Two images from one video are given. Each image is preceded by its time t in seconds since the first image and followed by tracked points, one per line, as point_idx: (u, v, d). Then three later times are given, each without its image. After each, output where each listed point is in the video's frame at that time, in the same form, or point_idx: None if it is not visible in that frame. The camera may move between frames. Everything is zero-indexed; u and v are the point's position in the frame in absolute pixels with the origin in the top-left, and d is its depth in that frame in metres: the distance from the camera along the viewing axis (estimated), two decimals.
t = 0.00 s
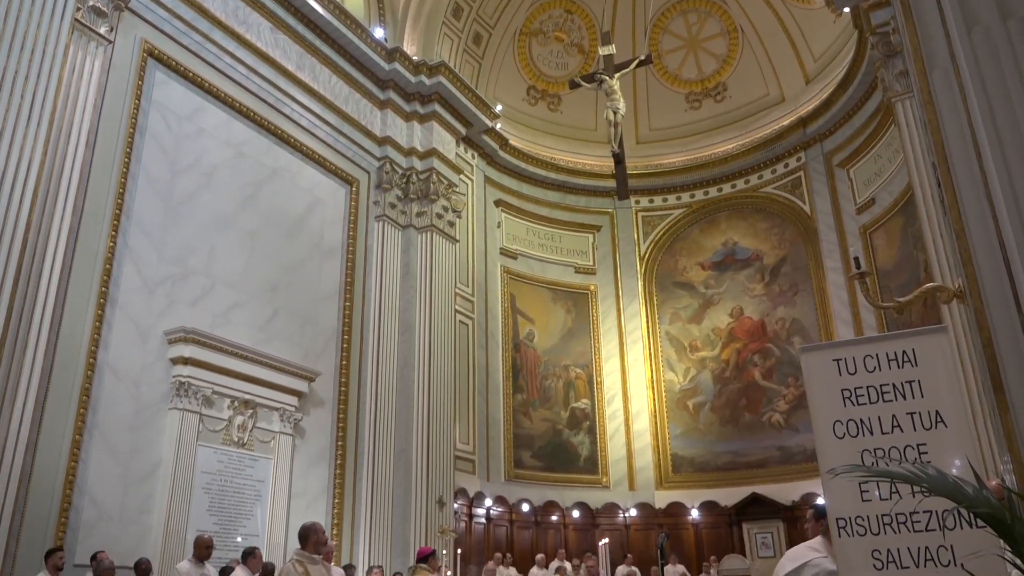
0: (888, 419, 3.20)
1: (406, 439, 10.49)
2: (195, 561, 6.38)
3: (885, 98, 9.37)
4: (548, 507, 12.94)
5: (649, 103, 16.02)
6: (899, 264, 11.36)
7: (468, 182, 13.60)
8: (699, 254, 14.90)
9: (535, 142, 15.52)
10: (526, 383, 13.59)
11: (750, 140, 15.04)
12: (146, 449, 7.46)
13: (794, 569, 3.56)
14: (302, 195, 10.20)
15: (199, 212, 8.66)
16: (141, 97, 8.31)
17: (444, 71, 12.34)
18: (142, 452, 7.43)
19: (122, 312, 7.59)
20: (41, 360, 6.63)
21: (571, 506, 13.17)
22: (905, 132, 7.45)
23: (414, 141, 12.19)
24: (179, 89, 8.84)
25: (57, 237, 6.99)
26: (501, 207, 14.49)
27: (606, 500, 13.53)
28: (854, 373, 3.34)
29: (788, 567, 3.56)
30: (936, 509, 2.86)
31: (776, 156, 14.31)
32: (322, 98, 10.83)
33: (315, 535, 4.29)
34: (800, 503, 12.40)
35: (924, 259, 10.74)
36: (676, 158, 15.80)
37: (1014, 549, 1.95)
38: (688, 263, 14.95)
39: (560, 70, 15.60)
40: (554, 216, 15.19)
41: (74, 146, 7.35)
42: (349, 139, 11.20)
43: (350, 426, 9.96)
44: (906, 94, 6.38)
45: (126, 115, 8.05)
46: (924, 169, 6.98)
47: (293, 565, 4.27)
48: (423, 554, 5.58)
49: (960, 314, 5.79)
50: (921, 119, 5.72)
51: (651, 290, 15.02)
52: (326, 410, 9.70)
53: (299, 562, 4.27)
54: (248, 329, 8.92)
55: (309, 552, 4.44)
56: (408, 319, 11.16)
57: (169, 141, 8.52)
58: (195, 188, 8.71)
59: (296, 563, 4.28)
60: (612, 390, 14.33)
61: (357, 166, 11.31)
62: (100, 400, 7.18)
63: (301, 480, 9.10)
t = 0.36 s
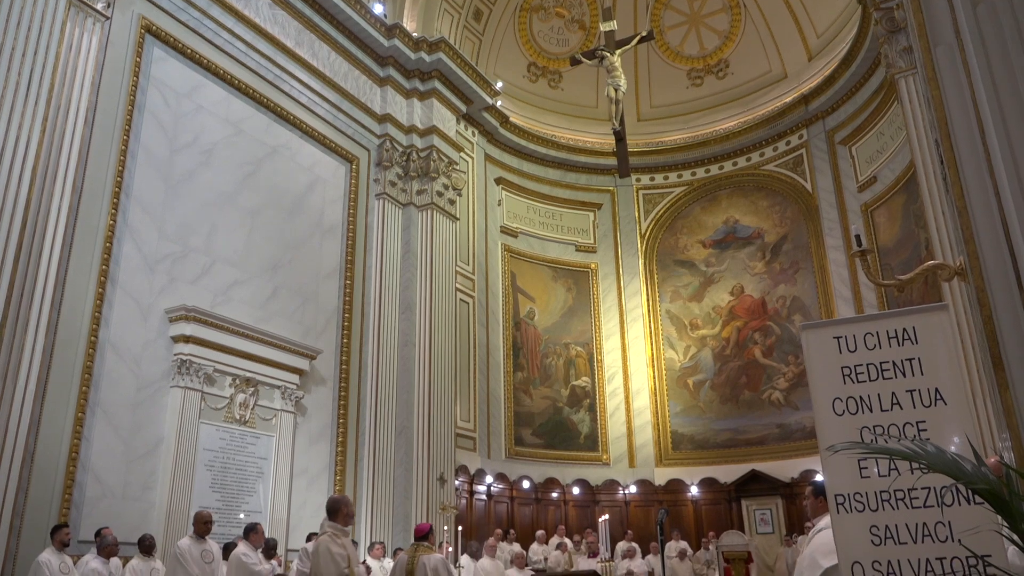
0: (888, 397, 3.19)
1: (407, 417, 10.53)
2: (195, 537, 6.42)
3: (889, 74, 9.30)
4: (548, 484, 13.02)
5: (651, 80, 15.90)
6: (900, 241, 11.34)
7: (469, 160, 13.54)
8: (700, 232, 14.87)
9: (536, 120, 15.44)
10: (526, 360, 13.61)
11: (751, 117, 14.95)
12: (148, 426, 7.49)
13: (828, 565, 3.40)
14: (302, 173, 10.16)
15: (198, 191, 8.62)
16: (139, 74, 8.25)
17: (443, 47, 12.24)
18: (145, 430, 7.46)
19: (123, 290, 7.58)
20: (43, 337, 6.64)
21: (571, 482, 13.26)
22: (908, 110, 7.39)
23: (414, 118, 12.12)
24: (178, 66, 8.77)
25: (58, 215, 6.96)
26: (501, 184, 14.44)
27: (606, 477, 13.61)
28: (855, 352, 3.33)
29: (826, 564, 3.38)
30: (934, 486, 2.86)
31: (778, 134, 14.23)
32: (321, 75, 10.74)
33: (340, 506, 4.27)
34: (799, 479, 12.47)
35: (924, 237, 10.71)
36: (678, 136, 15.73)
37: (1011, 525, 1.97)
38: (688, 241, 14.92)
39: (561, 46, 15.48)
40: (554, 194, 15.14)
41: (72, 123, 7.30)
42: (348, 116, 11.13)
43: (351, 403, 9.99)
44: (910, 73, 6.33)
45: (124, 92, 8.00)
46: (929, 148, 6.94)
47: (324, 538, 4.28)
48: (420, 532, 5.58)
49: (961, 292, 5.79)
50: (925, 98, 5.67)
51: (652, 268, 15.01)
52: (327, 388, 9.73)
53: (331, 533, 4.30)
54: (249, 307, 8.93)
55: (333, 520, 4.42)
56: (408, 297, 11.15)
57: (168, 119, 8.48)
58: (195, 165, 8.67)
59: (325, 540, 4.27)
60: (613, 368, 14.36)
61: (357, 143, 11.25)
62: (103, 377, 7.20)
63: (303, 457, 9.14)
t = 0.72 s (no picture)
0: (886, 375, 3.19)
1: (407, 396, 10.56)
2: (196, 515, 6.48)
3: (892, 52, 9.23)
4: (548, 463, 13.10)
5: (652, 58, 15.79)
6: (901, 221, 11.32)
7: (468, 139, 13.48)
8: (700, 211, 14.83)
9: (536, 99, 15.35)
10: (526, 340, 13.62)
11: (752, 95, 14.86)
12: (150, 405, 7.52)
13: (826, 562, 3.43)
14: (301, 152, 10.12)
15: (197, 170, 8.59)
16: (137, 52, 8.20)
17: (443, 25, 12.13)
18: (146, 409, 7.48)
19: (123, 270, 7.58)
20: (44, 317, 6.65)
21: (571, 461, 13.34)
22: (910, 89, 7.34)
23: (413, 97, 12.04)
24: (176, 44, 8.71)
25: (57, 194, 6.95)
26: (501, 163, 14.39)
27: (605, 456, 13.69)
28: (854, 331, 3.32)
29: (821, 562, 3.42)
30: (932, 464, 2.87)
31: (779, 112, 14.15)
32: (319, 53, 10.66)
33: (367, 484, 5.06)
34: (797, 458, 12.53)
35: (925, 216, 10.69)
36: (678, 114, 15.65)
37: (1010, 503, 1.95)
38: (688, 221, 14.89)
39: (561, 24, 15.35)
40: (554, 173, 15.08)
41: (70, 102, 7.26)
42: (347, 95, 11.07)
43: (352, 383, 10.01)
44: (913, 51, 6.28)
45: (122, 71, 7.95)
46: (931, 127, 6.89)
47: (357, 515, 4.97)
48: (407, 508, 5.61)
49: (962, 272, 5.77)
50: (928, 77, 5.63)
51: (652, 248, 14.99)
52: (328, 367, 9.76)
53: (362, 508, 4.98)
54: (249, 287, 8.92)
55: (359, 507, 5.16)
56: (408, 277, 11.14)
57: (166, 97, 8.44)
58: (194, 144, 8.63)
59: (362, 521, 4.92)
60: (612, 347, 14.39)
61: (357, 122, 11.20)
62: (104, 357, 7.22)
63: (304, 436, 9.19)
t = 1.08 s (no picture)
0: (886, 355, 3.19)
1: (407, 376, 10.58)
2: (196, 494, 6.52)
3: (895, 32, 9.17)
4: (547, 442, 13.16)
5: (653, 37, 15.67)
6: (901, 201, 11.29)
7: (468, 118, 13.41)
8: (700, 191, 14.79)
9: (535, 79, 15.26)
10: (526, 320, 13.64)
11: (754, 74, 14.75)
12: (151, 385, 7.54)
13: (825, 542, 3.45)
14: (300, 131, 10.06)
15: (196, 150, 8.55)
16: (134, 31, 8.13)
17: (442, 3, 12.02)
18: (147, 389, 7.50)
19: (123, 250, 7.57)
20: (44, 296, 6.65)
21: (571, 441, 13.41)
22: (913, 67, 7.29)
23: (412, 76, 11.95)
24: (173, 22, 8.64)
25: (55, 174, 6.92)
26: (501, 143, 14.33)
27: (605, 436, 13.76)
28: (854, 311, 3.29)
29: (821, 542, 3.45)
30: (931, 444, 2.89)
31: (781, 92, 14.07)
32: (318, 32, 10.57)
33: (399, 459, 5.22)
34: (795, 438, 12.59)
35: (926, 196, 10.66)
36: (679, 94, 15.56)
37: (1006, 481, 1.97)
38: (689, 201, 14.85)
39: (561, 2, 15.14)
40: (554, 153, 15.02)
41: (68, 81, 7.22)
42: (346, 74, 11.00)
43: (351, 365, 10.03)
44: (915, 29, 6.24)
45: (119, 50, 7.89)
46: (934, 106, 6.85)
47: (393, 489, 5.14)
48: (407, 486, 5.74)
49: (962, 252, 5.75)
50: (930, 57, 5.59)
51: (652, 228, 14.96)
52: (328, 347, 9.77)
53: (398, 482, 5.14)
54: (249, 267, 8.92)
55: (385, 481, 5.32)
56: (408, 257, 11.12)
57: (164, 77, 8.38)
58: (193, 123, 8.59)
59: (399, 495, 5.08)
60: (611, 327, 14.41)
61: (356, 101, 11.13)
62: (104, 337, 7.22)
63: (305, 416, 9.22)
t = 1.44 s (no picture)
0: (886, 336, 3.18)
1: (408, 358, 10.59)
2: (198, 474, 6.49)
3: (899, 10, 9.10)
4: (548, 423, 13.22)
5: (654, 16, 15.55)
6: (903, 182, 11.26)
7: (468, 99, 13.33)
8: (701, 172, 14.75)
9: (536, 59, 15.16)
10: (527, 302, 13.64)
11: (755, 55, 14.66)
12: (152, 366, 7.55)
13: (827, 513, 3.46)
14: (299, 111, 10.01)
15: (194, 130, 8.51)
16: (132, 10, 8.07)
17: None
18: (148, 370, 7.51)
19: (122, 231, 7.55)
20: (45, 277, 6.65)
21: (571, 421, 13.47)
22: (915, 46, 7.24)
23: (412, 56, 11.86)
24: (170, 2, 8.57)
25: (54, 154, 6.89)
26: (501, 124, 14.27)
27: (605, 416, 13.83)
28: (854, 292, 3.28)
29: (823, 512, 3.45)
30: (929, 424, 2.89)
31: (782, 72, 13.98)
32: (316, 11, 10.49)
33: (434, 442, 5.26)
34: (795, 419, 12.63)
35: (928, 177, 10.63)
36: (680, 74, 15.47)
37: (1005, 463, 1.96)
38: (690, 182, 14.80)
39: None
40: (555, 134, 14.96)
41: (66, 60, 7.16)
42: (345, 55, 10.93)
43: (352, 346, 10.04)
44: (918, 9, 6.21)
45: (117, 29, 7.83)
46: (936, 87, 6.82)
47: (435, 470, 5.23)
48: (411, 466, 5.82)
49: (962, 232, 5.73)
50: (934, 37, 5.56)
51: (653, 210, 14.92)
52: (329, 329, 9.78)
53: (440, 464, 5.24)
54: (249, 248, 8.91)
55: (420, 461, 5.38)
56: (409, 238, 11.10)
57: (162, 56, 8.33)
58: (191, 103, 8.54)
59: (443, 477, 5.18)
60: (611, 309, 14.42)
61: (355, 82, 11.07)
62: (105, 318, 7.22)
63: (306, 397, 9.25)
